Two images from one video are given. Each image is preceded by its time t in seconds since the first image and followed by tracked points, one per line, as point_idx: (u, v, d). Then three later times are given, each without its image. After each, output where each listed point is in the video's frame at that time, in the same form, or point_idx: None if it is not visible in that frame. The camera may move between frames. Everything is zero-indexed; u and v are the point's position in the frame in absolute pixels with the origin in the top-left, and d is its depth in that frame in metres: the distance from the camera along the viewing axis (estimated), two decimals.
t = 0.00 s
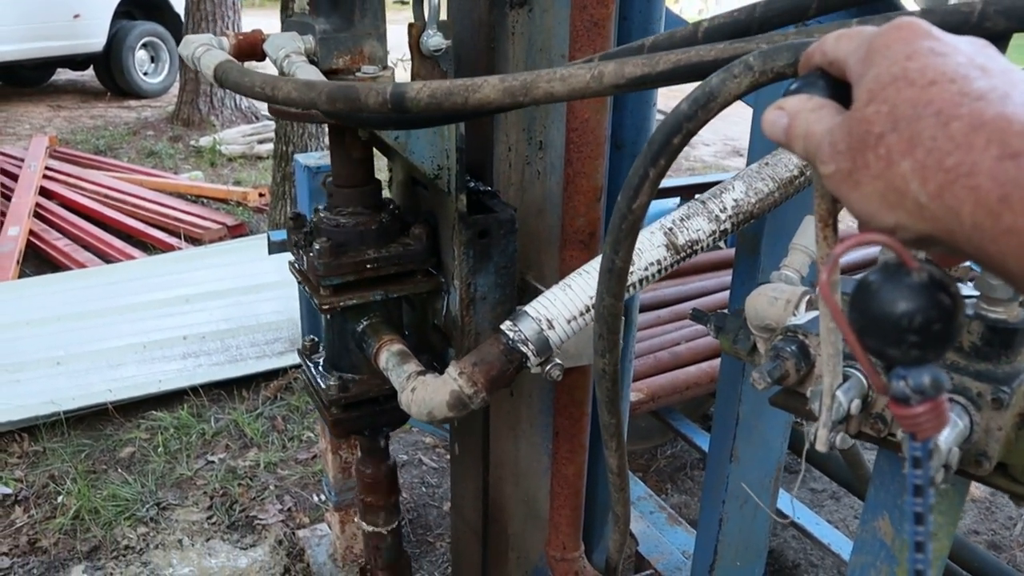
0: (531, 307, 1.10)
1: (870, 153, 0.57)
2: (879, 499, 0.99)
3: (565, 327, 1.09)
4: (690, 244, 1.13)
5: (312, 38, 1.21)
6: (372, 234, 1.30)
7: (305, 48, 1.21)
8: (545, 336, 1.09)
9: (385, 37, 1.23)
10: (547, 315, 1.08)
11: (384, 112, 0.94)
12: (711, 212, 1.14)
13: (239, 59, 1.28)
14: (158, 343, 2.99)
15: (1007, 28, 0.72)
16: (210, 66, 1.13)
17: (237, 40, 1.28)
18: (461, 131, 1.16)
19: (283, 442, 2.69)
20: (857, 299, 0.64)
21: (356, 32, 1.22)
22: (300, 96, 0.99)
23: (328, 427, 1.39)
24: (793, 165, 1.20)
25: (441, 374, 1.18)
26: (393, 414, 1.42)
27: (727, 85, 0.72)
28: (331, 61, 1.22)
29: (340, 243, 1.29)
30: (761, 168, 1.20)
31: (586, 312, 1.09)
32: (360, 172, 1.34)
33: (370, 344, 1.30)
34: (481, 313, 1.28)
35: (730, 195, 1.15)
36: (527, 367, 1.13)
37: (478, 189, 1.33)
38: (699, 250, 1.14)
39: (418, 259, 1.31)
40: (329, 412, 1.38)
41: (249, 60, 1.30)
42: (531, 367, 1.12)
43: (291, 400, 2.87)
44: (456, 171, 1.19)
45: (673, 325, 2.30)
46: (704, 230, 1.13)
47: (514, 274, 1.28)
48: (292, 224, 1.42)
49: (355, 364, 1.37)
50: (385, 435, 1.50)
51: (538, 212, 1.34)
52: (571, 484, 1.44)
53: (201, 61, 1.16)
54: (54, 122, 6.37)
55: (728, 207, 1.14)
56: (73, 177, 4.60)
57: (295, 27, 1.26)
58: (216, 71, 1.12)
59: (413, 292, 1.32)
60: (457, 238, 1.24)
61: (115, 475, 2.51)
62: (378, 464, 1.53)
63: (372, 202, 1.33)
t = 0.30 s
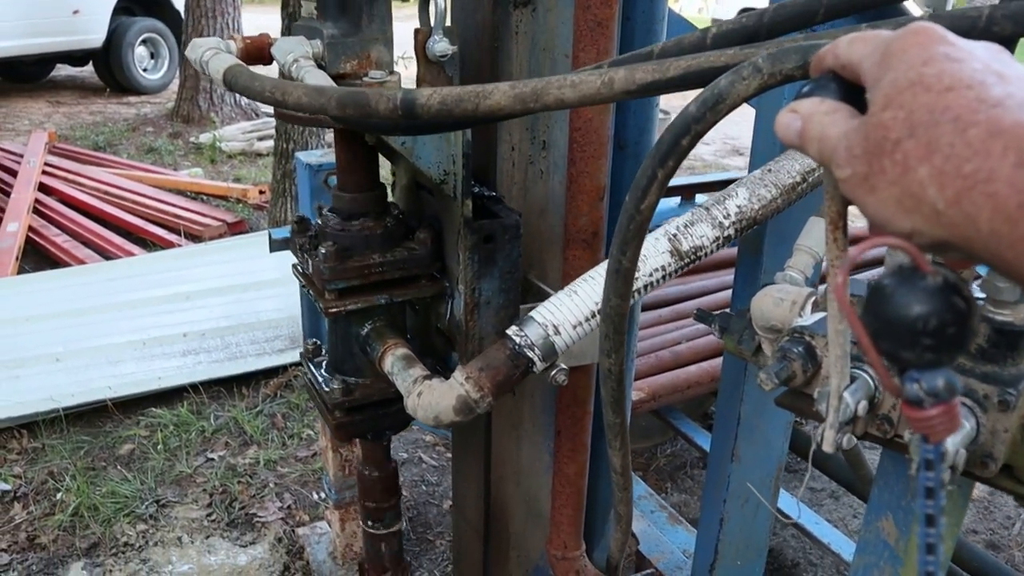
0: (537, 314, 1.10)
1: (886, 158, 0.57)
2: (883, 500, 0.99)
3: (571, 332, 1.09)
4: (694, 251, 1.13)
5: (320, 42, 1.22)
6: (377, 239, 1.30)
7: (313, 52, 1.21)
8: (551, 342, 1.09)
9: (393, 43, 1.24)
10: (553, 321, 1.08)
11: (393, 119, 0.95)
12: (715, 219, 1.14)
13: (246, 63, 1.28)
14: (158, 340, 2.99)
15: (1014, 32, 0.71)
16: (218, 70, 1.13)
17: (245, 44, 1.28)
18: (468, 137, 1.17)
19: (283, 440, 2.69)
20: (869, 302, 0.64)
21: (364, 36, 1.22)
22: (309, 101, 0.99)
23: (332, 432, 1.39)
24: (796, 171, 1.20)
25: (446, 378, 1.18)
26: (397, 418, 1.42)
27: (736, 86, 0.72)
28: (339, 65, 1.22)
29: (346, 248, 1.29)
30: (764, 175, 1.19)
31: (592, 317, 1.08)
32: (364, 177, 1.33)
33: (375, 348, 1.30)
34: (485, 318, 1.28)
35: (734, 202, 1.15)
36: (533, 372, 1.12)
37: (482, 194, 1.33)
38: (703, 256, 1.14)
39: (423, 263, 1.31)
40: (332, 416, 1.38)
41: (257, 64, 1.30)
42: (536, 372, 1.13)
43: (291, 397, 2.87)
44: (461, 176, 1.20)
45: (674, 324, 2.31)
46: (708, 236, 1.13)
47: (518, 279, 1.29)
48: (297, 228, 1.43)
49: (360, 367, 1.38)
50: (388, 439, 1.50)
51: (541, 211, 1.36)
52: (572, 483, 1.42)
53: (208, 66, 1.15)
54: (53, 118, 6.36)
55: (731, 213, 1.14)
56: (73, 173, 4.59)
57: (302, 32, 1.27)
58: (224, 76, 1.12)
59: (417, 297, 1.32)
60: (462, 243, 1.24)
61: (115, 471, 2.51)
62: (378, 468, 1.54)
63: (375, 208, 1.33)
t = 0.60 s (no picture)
0: (539, 324, 1.12)
1: (890, 169, 0.57)
2: (887, 505, 0.99)
3: (574, 343, 1.10)
4: (697, 261, 1.13)
5: (324, 55, 1.22)
6: (382, 249, 1.30)
7: (317, 65, 1.21)
8: (554, 352, 1.10)
9: (397, 55, 1.25)
10: (556, 332, 1.10)
11: (396, 133, 0.95)
12: (719, 229, 1.14)
13: (252, 76, 1.28)
14: (163, 342, 3.00)
15: (1012, 39, 0.72)
16: (223, 85, 1.16)
17: (250, 57, 1.28)
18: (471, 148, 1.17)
19: (288, 442, 2.70)
20: (871, 309, 0.64)
21: (368, 49, 1.23)
22: (313, 116, 1.01)
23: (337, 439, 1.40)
24: (800, 182, 1.20)
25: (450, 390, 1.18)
26: (402, 426, 1.43)
27: (740, 94, 0.72)
28: (343, 78, 1.23)
29: (351, 258, 1.29)
30: (764, 189, 1.19)
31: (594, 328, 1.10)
32: (370, 187, 1.32)
33: (379, 357, 1.30)
34: (490, 327, 1.29)
35: (738, 212, 1.15)
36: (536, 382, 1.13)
37: (486, 204, 1.33)
38: (706, 267, 1.14)
39: (428, 273, 1.31)
40: (338, 424, 1.39)
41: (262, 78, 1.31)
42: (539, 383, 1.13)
43: (296, 399, 2.88)
44: (466, 187, 1.21)
45: (679, 329, 2.31)
46: (712, 247, 1.13)
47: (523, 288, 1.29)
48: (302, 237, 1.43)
49: (365, 376, 1.38)
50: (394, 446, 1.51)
51: (547, 216, 1.35)
52: (578, 488, 1.42)
53: (214, 80, 1.18)
54: (61, 120, 6.39)
55: (735, 224, 1.14)
56: (80, 175, 4.61)
57: (307, 45, 1.27)
58: (229, 91, 1.15)
59: (422, 306, 1.32)
60: (466, 254, 1.24)
61: (119, 473, 2.52)
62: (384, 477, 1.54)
63: (381, 218, 1.33)
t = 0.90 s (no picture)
0: (546, 335, 1.11)
1: (910, 170, 0.57)
2: (896, 509, 0.99)
3: (580, 354, 1.10)
4: (703, 272, 1.13)
5: (334, 66, 1.22)
6: (388, 259, 1.30)
7: (327, 76, 1.21)
8: (561, 364, 1.10)
9: (405, 66, 1.26)
10: (563, 343, 1.09)
11: (407, 144, 0.95)
12: (724, 240, 1.14)
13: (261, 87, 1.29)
14: (168, 346, 3.00)
15: None
16: (233, 94, 1.16)
17: (260, 67, 1.29)
18: (480, 160, 1.19)
19: (292, 446, 2.69)
20: (890, 311, 0.64)
21: (377, 60, 1.24)
22: (324, 127, 1.00)
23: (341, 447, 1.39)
24: (805, 195, 1.19)
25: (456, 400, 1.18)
26: (405, 435, 1.43)
27: (751, 97, 0.72)
28: (352, 88, 1.23)
29: (356, 268, 1.29)
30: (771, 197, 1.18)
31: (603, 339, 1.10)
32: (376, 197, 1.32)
33: (386, 366, 1.30)
34: (495, 338, 1.29)
35: (744, 223, 1.15)
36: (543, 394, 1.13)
37: (493, 215, 1.34)
38: (712, 278, 1.14)
39: (433, 283, 1.31)
40: (341, 432, 1.37)
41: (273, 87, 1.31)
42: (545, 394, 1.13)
43: (300, 403, 2.88)
44: (473, 199, 1.22)
45: (683, 333, 2.30)
46: (717, 258, 1.13)
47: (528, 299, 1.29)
48: (308, 247, 1.44)
49: (368, 385, 1.38)
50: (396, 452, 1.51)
51: (552, 219, 1.37)
52: (581, 492, 1.41)
53: (225, 90, 1.19)
54: (66, 125, 6.41)
55: (741, 235, 1.14)
56: (85, 180, 4.62)
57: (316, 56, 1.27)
58: (240, 101, 1.15)
59: (428, 316, 1.33)
60: (473, 264, 1.25)
61: (123, 476, 2.52)
62: (387, 482, 1.54)
63: (387, 228, 1.32)
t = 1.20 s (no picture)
0: (544, 340, 1.11)
1: (900, 170, 0.57)
2: (897, 513, 0.98)
3: (579, 359, 1.10)
4: (703, 276, 1.13)
5: (332, 74, 1.23)
6: (389, 265, 1.30)
7: (325, 84, 1.22)
8: (559, 369, 1.10)
9: (404, 73, 1.26)
10: (562, 348, 1.10)
11: (401, 150, 0.97)
12: (724, 244, 1.13)
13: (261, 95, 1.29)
14: (174, 348, 3.01)
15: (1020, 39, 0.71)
16: (232, 104, 1.17)
17: (260, 76, 1.29)
18: (477, 166, 1.19)
19: (297, 448, 2.70)
20: (879, 313, 0.63)
21: (375, 68, 1.24)
22: (320, 135, 1.02)
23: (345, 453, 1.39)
24: (806, 196, 1.18)
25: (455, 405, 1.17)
26: (408, 441, 1.43)
27: (748, 97, 0.72)
28: (352, 96, 1.23)
29: (356, 274, 1.29)
30: (771, 201, 1.18)
31: (600, 343, 1.10)
32: (376, 204, 1.32)
33: (387, 372, 1.30)
34: (497, 343, 1.29)
35: (743, 227, 1.14)
36: (542, 399, 1.13)
37: (493, 220, 1.34)
38: (712, 282, 1.14)
39: (434, 289, 1.32)
40: (345, 438, 1.38)
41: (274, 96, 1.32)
42: (545, 399, 1.13)
43: (305, 406, 2.88)
44: (472, 205, 1.22)
45: (686, 336, 2.30)
46: (717, 262, 1.13)
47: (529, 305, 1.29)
48: (312, 253, 1.45)
49: (371, 390, 1.38)
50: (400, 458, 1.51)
51: (554, 220, 1.36)
52: (584, 494, 1.42)
53: (224, 99, 1.20)
54: (74, 129, 6.44)
55: (741, 239, 1.14)
56: (92, 183, 4.64)
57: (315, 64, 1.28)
58: (239, 110, 1.16)
59: (429, 321, 1.33)
60: (473, 270, 1.25)
61: (129, 479, 2.53)
62: (391, 489, 1.54)
63: (387, 234, 1.32)
